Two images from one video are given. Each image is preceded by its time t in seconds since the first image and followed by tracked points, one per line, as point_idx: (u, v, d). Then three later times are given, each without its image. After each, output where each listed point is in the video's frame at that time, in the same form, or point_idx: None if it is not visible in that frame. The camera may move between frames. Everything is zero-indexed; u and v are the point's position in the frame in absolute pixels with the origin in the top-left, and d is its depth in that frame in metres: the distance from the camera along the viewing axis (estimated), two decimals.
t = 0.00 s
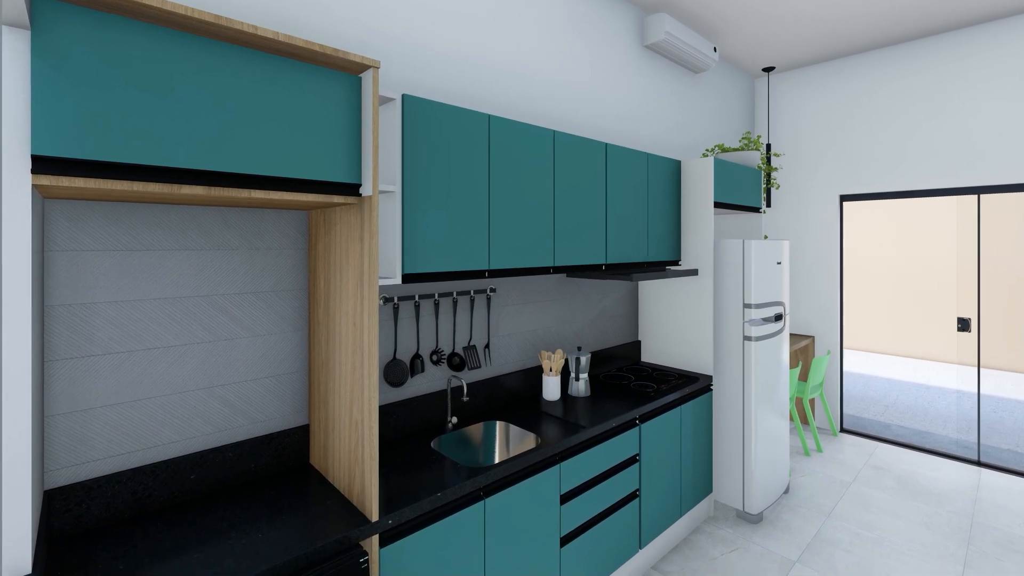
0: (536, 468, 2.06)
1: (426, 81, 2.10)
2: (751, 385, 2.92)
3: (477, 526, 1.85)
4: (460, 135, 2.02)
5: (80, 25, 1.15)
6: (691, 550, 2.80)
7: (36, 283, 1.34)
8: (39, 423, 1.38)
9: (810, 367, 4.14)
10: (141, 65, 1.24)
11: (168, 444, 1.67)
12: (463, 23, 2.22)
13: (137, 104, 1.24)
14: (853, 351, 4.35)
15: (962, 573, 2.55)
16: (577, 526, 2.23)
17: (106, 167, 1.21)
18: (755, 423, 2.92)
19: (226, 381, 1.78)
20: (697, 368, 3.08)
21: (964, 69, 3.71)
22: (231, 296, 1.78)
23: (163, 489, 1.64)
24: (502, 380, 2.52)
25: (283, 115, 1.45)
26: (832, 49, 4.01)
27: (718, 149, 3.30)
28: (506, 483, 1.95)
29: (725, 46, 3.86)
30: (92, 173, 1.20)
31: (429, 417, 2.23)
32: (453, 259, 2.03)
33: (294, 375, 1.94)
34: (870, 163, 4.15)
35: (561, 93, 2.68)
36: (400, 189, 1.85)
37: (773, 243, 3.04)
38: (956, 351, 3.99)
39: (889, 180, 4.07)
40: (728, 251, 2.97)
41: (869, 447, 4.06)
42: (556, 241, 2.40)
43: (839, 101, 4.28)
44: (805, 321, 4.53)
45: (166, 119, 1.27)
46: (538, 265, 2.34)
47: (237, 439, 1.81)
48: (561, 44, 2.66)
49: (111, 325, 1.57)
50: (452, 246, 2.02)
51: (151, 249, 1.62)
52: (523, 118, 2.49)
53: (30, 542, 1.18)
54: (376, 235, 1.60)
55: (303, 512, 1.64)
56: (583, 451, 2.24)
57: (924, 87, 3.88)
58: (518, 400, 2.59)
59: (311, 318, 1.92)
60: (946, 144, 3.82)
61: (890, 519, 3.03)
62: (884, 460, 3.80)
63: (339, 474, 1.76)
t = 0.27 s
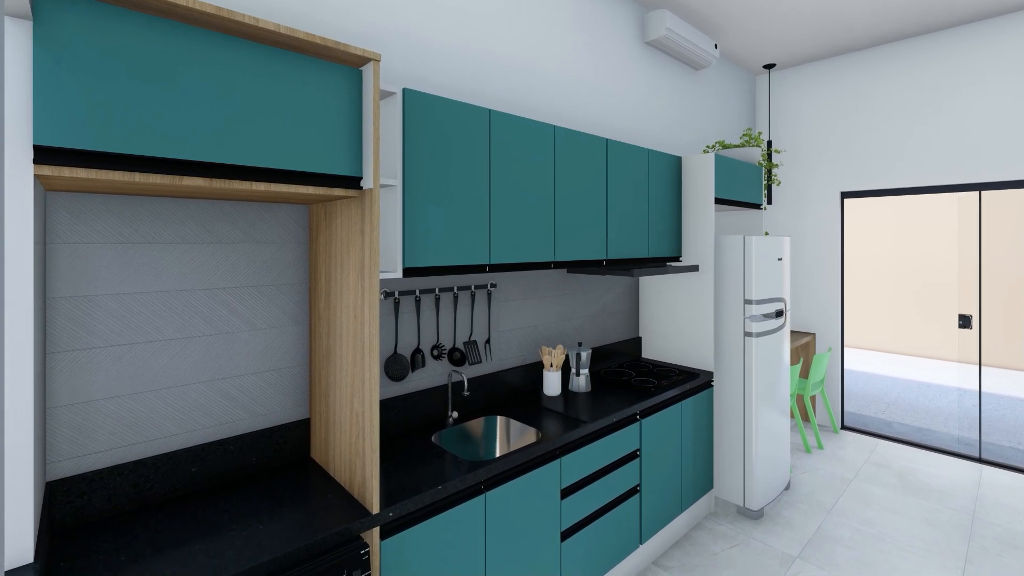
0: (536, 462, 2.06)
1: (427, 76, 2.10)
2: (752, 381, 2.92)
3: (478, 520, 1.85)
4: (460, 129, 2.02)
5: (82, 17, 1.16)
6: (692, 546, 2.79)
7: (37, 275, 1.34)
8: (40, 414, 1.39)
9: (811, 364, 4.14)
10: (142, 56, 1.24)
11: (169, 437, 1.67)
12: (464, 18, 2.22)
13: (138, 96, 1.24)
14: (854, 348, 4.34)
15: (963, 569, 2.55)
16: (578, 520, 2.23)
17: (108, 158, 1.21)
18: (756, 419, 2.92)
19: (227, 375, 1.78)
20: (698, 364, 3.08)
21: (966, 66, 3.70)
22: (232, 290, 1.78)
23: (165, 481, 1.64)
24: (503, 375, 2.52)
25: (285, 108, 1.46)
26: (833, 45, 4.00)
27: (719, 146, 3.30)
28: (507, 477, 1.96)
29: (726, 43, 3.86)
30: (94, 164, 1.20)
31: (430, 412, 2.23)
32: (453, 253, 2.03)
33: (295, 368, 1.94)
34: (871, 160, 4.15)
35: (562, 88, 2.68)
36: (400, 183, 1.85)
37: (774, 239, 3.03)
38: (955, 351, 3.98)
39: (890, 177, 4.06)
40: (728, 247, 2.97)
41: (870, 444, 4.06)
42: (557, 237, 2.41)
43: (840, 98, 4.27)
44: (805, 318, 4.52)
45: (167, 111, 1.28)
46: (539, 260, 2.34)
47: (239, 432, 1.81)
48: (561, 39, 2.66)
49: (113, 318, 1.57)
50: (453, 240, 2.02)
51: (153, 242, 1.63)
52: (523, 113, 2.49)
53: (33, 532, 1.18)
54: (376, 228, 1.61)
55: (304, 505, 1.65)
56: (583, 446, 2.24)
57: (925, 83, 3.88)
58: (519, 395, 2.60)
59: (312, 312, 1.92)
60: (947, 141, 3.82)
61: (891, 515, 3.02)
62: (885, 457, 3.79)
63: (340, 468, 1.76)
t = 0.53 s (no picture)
0: (537, 456, 2.06)
1: (427, 70, 2.10)
2: (753, 377, 2.92)
3: (479, 514, 1.85)
4: (460, 123, 2.02)
5: (83, 7, 1.16)
6: (692, 541, 2.80)
7: (40, 266, 1.35)
8: (42, 406, 1.39)
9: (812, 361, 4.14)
10: (143, 47, 1.24)
11: (171, 430, 1.68)
12: (464, 12, 2.22)
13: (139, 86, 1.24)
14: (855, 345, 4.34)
15: (964, 564, 2.55)
16: (579, 515, 2.23)
17: (109, 149, 1.22)
18: (757, 415, 2.92)
19: (228, 368, 1.78)
20: (698, 360, 3.08)
21: (967, 62, 3.70)
22: (234, 283, 1.78)
23: (166, 474, 1.65)
24: (503, 370, 2.52)
25: (286, 100, 1.46)
26: (834, 42, 3.99)
27: (720, 142, 3.30)
28: (507, 471, 1.96)
29: (727, 39, 3.86)
30: (95, 155, 1.21)
31: (430, 406, 2.23)
32: (454, 247, 2.03)
33: (296, 362, 1.95)
34: (872, 157, 4.14)
35: (562, 84, 2.68)
36: (401, 176, 1.86)
37: (774, 235, 3.03)
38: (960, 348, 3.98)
39: (891, 174, 4.05)
40: (729, 243, 2.97)
41: (871, 441, 4.05)
42: (557, 231, 2.41)
43: (840, 95, 4.27)
44: (806, 315, 4.52)
45: (168, 102, 1.28)
46: (539, 255, 2.34)
47: (240, 425, 1.82)
48: (561, 35, 2.66)
49: (115, 310, 1.57)
50: (453, 234, 2.02)
51: (154, 235, 1.63)
52: (523, 108, 2.49)
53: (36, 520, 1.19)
54: (377, 220, 1.61)
55: (304, 498, 1.65)
56: (584, 441, 2.24)
57: (926, 80, 3.87)
58: (519, 391, 2.60)
59: (313, 306, 1.93)
60: (948, 138, 3.81)
61: (892, 511, 3.02)
62: (886, 454, 3.79)
63: (341, 460, 1.76)
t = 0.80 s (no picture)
0: (538, 451, 2.06)
1: (428, 65, 2.11)
2: (754, 373, 2.92)
3: (480, 507, 1.86)
4: (461, 118, 2.02)
5: None
6: (693, 537, 2.80)
7: (42, 258, 1.35)
8: (43, 397, 1.39)
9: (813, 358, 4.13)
10: (144, 38, 1.25)
11: (172, 423, 1.68)
12: (464, 7, 2.22)
13: (140, 78, 1.24)
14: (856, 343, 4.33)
15: (965, 560, 2.55)
16: (579, 510, 2.23)
17: (111, 140, 1.22)
18: (757, 411, 2.92)
19: (229, 361, 1.79)
20: (699, 356, 3.08)
21: (968, 59, 3.70)
22: (235, 277, 1.79)
23: (167, 466, 1.65)
24: (504, 366, 2.52)
25: (287, 93, 1.46)
26: (835, 39, 3.99)
27: (721, 139, 3.30)
28: (508, 465, 1.96)
29: (728, 36, 3.86)
30: (97, 145, 1.21)
31: (431, 401, 2.23)
32: (454, 242, 2.03)
33: (297, 356, 1.95)
34: (873, 154, 4.14)
35: (563, 79, 2.68)
36: (402, 170, 1.86)
37: (775, 231, 3.03)
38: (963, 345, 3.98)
39: (892, 171, 4.05)
40: (730, 239, 2.97)
41: (872, 438, 4.05)
42: (557, 227, 2.41)
43: (841, 93, 4.26)
44: (807, 312, 4.51)
45: (169, 93, 1.28)
46: (540, 250, 2.34)
47: (241, 419, 1.82)
48: (562, 30, 2.66)
49: (117, 303, 1.58)
50: (453, 229, 2.02)
51: (156, 228, 1.63)
52: (524, 104, 2.49)
53: (37, 509, 1.20)
54: (378, 214, 1.61)
55: (306, 490, 1.65)
56: (585, 435, 2.24)
57: (928, 77, 3.87)
58: (520, 386, 2.60)
59: (314, 300, 1.93)
60: (949, 134, 3.81)
61: (893, 507, 3.02)
62: (887, 451, 3.78)
63: (342, 453, 1.76)
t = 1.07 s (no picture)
0: (538, 445, 2.06)
1: (429, 60, 2.11)
2: (754, 369, 2.92)
3: (480, 500, 1.86)
4: (462, 112, 2.03)
5: None
6: (694, 533, 2.80)
7: (44, 249, 1.35)
8: (45, 389, 1.40)
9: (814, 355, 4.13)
10: (145, 30, 1.25)
11: (173, 415, 1.69)
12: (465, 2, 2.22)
13: (141, 69, 1.25)
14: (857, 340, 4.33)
15: (966, 556, 2.55)
16: (580, 504, 2.23)
17: (113, 131, 1.23)
18: (758, 407, 2.92)
19: (231, 354, 1.79)
20: (700, 352, 3.08)
21: (969, 55, 3.69)
22: (236, 271, 1.79)
23: (169, 459, 1.65)
24: (505, 361, 2.52)
25: (288, 86, 1.47)
26: (836, 35, 3.99)
27: (722, 135, 3.30)
28: (508, 459, 1.96)
29: (729, 33, 3.86)
30: (98, 136, 1.22)
31: (432, 396, 2.23)
32: (455, 236, 2.03)
33: (298, 350, 1.95)
34: (874, 151, 4.13)
35: (563, 75, 2.68)
36: (402, 164, 1.86)
37: (776, 227, 3.03)
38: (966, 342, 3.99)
39: (893, 168, 4.04)
40: (731, 235, 2.97)
41: (873, 435, 4.04)
42: (558, 222, 2.41)
43: (842, 90, 4.26)
44: (808, 309, 4.51)
45: (170, 85, 1.29)
46: (540, 245, 2.34)
47: (241, 412, 1.83)
48: (563, 26, 2.66)
49: (118, 296, 1.58)
50: (454, 223, 2.02)
51: (157, 221, 1.64)
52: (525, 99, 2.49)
53: (39, 499, 1.20)
54: (379, 207, 1.62)
55: (307, 483, 1.66)
56: (586, 430, 2.24)
57: (929, 73, 3.86)
58: (520, 382, 2.60)
59: (314, 294, 1.93)
60: (950, 131, 3.80)
61: (893, 503, 3.02)
62: (888, 448, 3.78)
63: (342, 446, 1.77)
